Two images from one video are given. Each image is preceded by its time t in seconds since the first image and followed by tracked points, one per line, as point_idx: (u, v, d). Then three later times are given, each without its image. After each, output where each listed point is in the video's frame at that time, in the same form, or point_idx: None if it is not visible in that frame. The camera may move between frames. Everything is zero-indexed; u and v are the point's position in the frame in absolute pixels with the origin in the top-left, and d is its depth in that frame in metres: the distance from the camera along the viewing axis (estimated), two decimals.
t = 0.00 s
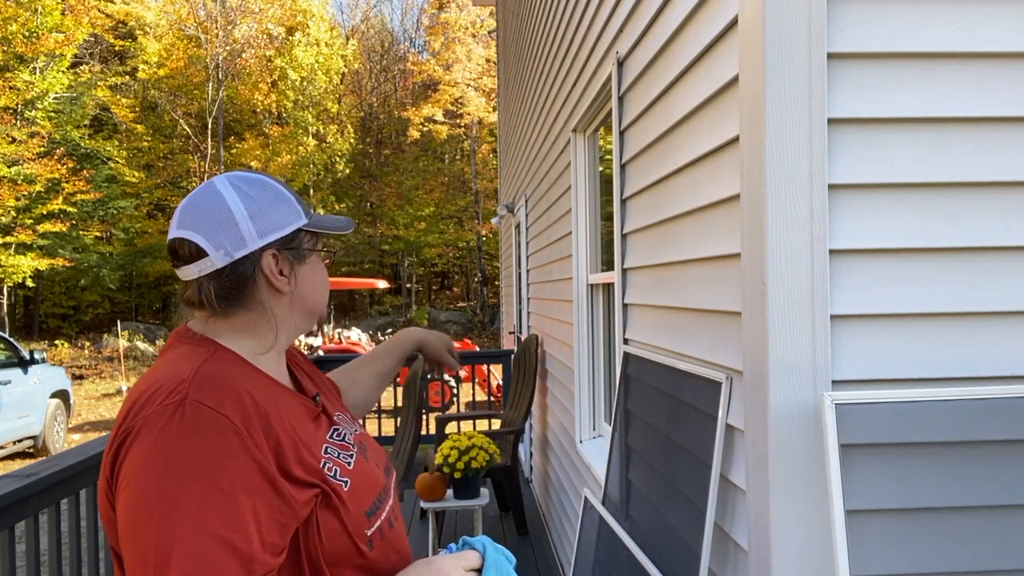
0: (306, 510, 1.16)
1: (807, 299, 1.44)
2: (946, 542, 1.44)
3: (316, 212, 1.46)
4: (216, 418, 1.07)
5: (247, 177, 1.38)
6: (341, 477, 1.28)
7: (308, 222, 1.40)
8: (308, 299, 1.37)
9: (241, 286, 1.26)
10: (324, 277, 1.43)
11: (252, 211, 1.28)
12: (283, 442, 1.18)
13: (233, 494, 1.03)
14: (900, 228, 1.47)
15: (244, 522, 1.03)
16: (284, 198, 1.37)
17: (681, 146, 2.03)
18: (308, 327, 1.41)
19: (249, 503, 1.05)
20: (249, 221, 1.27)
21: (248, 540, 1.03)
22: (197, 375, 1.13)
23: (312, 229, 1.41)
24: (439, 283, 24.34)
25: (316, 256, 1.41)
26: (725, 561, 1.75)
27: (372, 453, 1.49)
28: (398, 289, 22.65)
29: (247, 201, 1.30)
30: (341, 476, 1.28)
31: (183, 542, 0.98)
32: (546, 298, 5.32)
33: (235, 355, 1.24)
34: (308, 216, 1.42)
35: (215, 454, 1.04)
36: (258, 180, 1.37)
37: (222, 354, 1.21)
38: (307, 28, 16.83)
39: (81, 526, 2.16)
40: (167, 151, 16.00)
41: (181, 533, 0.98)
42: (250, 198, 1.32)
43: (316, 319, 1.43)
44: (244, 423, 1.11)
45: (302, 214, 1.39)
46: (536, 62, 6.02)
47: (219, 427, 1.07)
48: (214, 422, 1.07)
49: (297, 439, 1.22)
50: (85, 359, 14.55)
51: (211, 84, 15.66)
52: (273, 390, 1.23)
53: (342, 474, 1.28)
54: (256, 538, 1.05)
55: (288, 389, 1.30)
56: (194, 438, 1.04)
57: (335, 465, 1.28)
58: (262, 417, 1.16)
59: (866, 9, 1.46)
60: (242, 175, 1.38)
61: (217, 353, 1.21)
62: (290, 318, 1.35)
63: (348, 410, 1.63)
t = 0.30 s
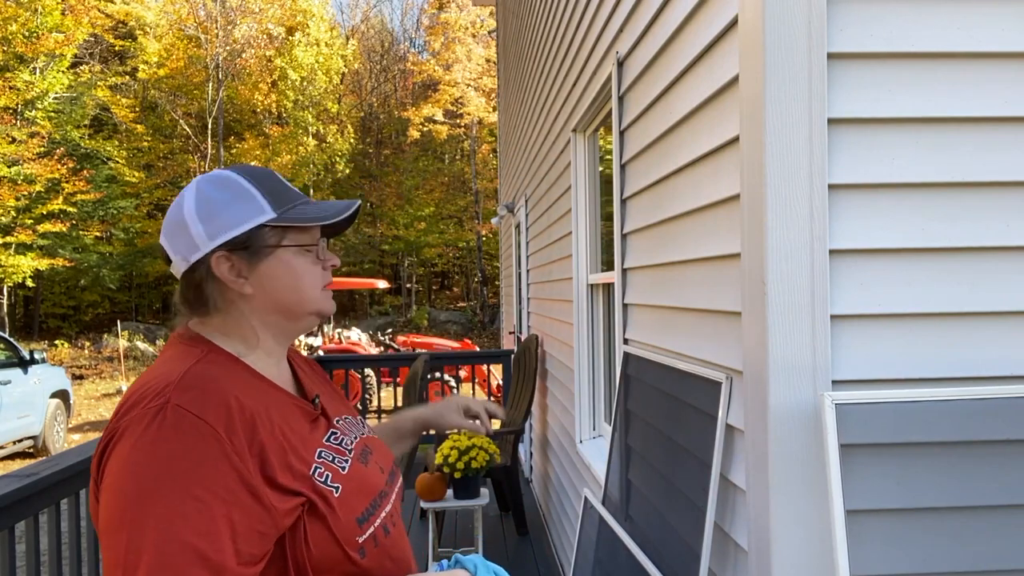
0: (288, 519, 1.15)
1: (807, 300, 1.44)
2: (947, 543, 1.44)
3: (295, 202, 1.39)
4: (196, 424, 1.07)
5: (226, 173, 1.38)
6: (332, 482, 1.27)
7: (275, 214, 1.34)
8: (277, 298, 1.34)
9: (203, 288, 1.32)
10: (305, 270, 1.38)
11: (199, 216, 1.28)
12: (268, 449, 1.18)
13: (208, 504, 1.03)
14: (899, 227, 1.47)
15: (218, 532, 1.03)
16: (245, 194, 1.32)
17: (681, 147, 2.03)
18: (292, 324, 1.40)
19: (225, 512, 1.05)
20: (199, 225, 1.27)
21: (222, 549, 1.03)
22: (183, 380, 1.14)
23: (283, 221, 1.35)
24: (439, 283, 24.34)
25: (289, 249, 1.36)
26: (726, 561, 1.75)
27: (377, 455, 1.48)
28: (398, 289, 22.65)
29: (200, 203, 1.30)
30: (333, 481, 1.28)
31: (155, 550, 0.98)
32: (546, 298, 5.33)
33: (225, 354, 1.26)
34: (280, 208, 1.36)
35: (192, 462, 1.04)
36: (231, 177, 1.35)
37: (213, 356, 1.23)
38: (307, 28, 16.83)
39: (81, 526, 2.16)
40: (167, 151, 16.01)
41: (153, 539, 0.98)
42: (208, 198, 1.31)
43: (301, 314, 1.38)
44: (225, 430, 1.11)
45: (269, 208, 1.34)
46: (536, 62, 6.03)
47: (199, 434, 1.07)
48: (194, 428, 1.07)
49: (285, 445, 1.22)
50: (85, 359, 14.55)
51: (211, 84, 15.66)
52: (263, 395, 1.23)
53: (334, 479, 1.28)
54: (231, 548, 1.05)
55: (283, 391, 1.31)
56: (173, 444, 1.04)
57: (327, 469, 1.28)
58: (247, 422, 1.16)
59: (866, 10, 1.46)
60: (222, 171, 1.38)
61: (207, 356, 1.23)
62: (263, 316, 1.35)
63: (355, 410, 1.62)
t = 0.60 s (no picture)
0: (269, 521, 1.15)
1: (808, 299, 1.44)
2: (947, 543, 1.44)
3: (249, 201, 1.33)
4: (177, 421, 1.07)
5: (220, 170, 1.41)
6: (321, 490, 1.26)
7: (225, 216, 1.31)
8: (231, 301, 1.34)
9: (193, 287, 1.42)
10: (256, 275, 1.33)
11: (181, 218, 1.37)
12: (251, 451, 1.17)
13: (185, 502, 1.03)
14: (900, 227, 1.47)
15: (194, 531, 1.03)
16: (208, 194, 1.34)
17: (682, 147, 2.03)
18: (256, 330, 1.36)
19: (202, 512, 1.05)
20: (180, 227, 1.37)
21: (196, 548, 1.03)
22: (170, 377, 1.15)
23: (235, 221, 1.31)
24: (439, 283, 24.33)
25: (241, 252, 1.33)
26: (725, 561, 1.75)
27: (381, 466, 1.47)
28: (398, 289, 22.65)
29: (185, 206, 1.38)
30: (323, 489, 1.27)
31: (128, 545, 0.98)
32: (546, 298, 5.33)
33: (218, 347, 1.30)
34: (234, 209, 1.32)
35: (172, 459, 1.04)
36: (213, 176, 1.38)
37: (205, 352, 1.25)
38: (307, 28, 16.84)
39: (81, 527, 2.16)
40: (167, 151, 16.01)
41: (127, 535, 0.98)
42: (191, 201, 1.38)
43: (259, 320, 1.35)
44: (208, 429, 1.11)
45: (220, 209, 1.31)
46: (536, 62, 6.02)
47: (179, 431, 1.07)
48: (174, 425, 1.07)
49: (271, 448, 1.22)
50: (85, 359, 14.54)
51: (212, 84, 15.67)
52: (250, 398, 1.24)
53: (324, 486, 1.27)
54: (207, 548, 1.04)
55: (277, 394, 1.31)
56: (151, 441, 1.03)
57: (317, 475, 1.27)
58: (231, 423, 1.16)
59: (866, 10, 1.46)
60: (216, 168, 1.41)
61: (198, 355, 1.24)
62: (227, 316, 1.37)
63: (368, 421, 1.64)
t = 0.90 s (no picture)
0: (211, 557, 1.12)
1: (808, 300, 1.44)
2: (947, 543, 1.43)
3: (255, 225, 1.27)
4: (112, 453, 1.07)
5: (223, 178, 1.35)
6: (281, 516, 1.23)
7: (228, 236, 1.26)
8: (220, 323, 1.29)
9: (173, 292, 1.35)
10: (253, 304, 1.29)
11: (168, 219, 1.29)
12: (198, 479, 1.15)
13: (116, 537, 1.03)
14: (900, 227, 1.47)
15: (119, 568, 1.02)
16: (208, 206, 1.27)
17: (682, 147, 2.03)
18: (242, 355, 1.33)
19: (133, 549, 1.04)
20: (166, 229, 1.29)
21: None
22: (120, 401, 1.15)
23: (234, 246, 1.26)
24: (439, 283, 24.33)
25: (235, 276, 1.28)
26: (725, 560, 1.75)
27: (368, 484, 1.43)
28: (398, 289, 22.64)
29: (174, 206, 1.30)
30: (283, 516, 1.23)
31: None
32: (546, 298, 5.33)
33: (189, 365, 1.29)
34: (238, 229, 1.27)
35: (101, 492, 1.04)
36: (213, 184, 1.31)
37: (172, 369, 1.26)
38: (307, 28, 16.84)
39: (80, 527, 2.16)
40: (167, 151, 16.03)
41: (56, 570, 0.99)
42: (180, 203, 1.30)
43: (246, 347, 1.31)
44: (146, 459, 1.10)
45: (223, 227, 1.26)
46: (536, 62, 6.02)
47: (115, 464, 1.06)
48: (108, 457, 1.06)
49: (223, 476, 1.19)
50: (85, 359, 14.53)
51: (212, 84, 15.68)
52: (206, 421, 1.22)
53: (285, 513, 1.23)
54: None
55: (248, 414, 1.30)
56: (83, 472, 1.04)
57: (279, 501, 1.24)
58: (176, 451, 1.15)
59: (866, 9, 1.46)
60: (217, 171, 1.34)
61: (162, 376, 1.24)
62: (211, 335, 1.31)
63: (365, 434, 1.61)
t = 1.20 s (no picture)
0: None
1: (808, 300, 1.44)
2: (947, 542, 1.44)
3: (276, 241, 1.27)
4: (60, 466, 1.08)
5: (238, 181, 1.31)
6: (234, 538, 1.16)
7: (248, 250, 1.26)
8: (227, 334, 1.30)
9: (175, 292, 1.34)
10: (264, 320, 1.30)
11: (178, 218, 1.26)
12: (148, 497, 1.13)
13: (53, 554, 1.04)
14: (899, 227, 1.47)
15: None
16: (227, 216, 1.26)
17: (682, 147, 2.03)
18: (244, 368, 1.33)
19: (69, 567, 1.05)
20: (174, 228, 1.26)
21: None
22: (84, 412, 1.16)
23: (252, 261, 1.26)
24: (439, 284, 24.33)
25: (248, 290, 1.28)
26: (725, 560, 1.75)
27: (351, 499, 1.33)
28: (397, 289, 22.64)
29: (185, 205, 1.27)
30: (236, 537, 1.17)
31: None
32: (546, 298, 5.33)
33: (174, 373, 1.30)
34: (258, 244, 1.27)
35: (44, 506, 1.06)
36: (232, 189, 1.29)
37: (148, 373, 1.29)
38: (307, 28, 16.86)
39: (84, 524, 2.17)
40: (167, 151, 16.06)
41: None
42: (193, 204, 1.28)
43: (250, 360, 1.32)
44: (92, 474, 1.10)
45: (243, 241, 1.25)
46: (536, 62, 6.02)
47: (62, 480, 1.07)
48: (55, 473, 1.08)
49: (178, 493, 1.16)
50: (85, 359, 14.52)
51: (212, 84, 15.73)
52: (169, 433, 1.20)
53: (238, 534, 1.17)
54: None
55: (223, 424, 1.26)
56: (31, 485, 1.07)
57: (235, 520, 1.18)
58: (129, 466, 1.13)
59: (866, 10, 1.46)
60: (236, 174, 1.31)
61: (140, 388, 1.24)
62: (213, 344, 1.31)
63: (364, 441, 1.49)
